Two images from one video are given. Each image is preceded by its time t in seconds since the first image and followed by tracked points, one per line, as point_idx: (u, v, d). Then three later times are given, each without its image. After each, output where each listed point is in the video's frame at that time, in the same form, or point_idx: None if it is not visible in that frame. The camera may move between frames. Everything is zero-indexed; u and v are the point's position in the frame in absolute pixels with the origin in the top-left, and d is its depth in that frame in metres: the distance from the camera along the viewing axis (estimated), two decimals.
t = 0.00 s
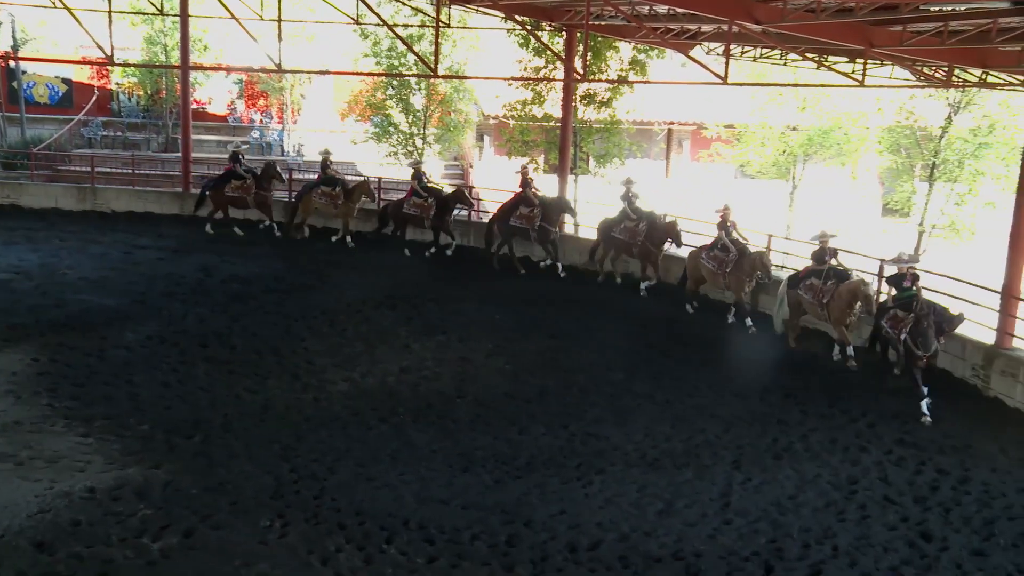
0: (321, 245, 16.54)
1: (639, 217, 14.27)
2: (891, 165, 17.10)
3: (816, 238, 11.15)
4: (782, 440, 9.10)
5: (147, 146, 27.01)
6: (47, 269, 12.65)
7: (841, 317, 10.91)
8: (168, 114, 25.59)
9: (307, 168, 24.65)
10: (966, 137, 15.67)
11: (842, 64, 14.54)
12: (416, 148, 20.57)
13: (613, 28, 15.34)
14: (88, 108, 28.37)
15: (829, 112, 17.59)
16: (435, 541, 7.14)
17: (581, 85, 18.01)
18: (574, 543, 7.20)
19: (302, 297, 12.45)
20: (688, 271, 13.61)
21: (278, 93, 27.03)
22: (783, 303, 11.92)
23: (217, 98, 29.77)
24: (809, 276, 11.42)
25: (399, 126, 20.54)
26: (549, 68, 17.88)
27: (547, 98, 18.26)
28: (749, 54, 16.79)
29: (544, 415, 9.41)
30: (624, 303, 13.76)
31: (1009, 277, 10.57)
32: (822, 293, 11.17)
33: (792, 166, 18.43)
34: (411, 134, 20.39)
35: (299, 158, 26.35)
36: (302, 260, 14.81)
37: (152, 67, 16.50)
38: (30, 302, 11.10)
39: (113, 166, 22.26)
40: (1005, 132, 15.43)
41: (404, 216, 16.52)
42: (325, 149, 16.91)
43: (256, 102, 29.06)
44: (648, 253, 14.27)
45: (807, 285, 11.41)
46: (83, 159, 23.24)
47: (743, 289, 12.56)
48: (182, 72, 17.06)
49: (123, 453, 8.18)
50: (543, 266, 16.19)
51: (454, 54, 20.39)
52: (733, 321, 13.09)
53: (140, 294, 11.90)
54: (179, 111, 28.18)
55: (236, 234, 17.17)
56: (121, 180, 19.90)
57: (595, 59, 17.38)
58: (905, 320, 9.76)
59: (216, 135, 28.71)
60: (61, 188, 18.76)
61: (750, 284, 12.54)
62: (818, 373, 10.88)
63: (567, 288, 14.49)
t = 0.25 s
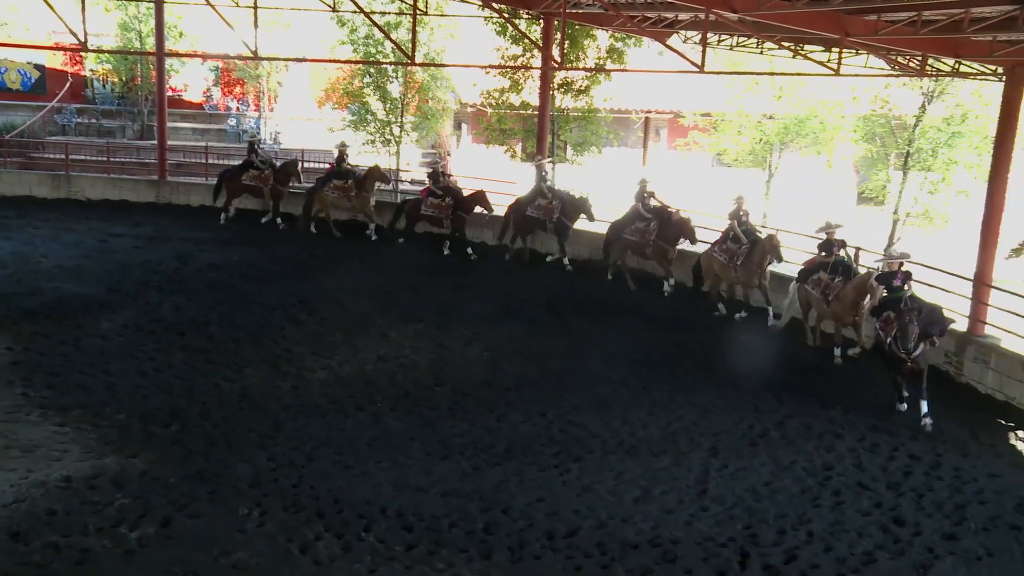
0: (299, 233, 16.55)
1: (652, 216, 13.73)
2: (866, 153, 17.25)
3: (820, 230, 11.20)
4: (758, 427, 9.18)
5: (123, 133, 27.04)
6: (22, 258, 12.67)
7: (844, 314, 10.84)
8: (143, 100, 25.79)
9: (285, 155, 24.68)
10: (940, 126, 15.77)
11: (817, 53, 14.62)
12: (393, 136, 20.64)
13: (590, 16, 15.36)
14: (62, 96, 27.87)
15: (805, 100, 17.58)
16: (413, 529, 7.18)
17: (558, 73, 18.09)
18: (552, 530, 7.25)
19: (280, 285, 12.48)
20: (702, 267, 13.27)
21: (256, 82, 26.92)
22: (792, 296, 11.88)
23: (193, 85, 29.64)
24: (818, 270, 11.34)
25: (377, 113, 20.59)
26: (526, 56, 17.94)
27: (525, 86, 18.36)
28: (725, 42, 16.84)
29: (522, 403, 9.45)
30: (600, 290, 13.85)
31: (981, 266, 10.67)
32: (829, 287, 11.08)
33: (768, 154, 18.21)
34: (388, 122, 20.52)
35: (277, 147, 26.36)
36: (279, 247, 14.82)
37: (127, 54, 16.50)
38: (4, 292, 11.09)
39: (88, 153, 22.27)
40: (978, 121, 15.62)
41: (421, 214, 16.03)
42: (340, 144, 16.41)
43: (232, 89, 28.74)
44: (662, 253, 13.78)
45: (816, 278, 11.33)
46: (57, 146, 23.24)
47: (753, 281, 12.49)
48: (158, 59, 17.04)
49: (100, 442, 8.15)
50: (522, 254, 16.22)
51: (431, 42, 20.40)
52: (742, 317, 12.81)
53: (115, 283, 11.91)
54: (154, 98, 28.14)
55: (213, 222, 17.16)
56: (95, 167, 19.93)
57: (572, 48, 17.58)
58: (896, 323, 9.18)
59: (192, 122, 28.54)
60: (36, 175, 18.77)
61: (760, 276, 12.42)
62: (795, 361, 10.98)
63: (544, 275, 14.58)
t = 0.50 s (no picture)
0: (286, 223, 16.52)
1: (669, 212, 13.26)
2: (852, 143, 17.17)
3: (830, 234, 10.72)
4: (745, 417, 9.21)
5: (108, 121, 27.06)
6: (7, 248, 12.65)
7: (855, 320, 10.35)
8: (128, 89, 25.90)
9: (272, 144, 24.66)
10: (926, 116, 15.85)
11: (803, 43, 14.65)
12: (381, 125, 20.67)
13: (577, 5, 15.34)
14: (45, 83, 27.28)
15: (792, 90, 17.46)
16: (401, 519, 7.18)
17: (545, 62, 18.08)
18: (539, 520, 7.27)
19: (267, 274, 12.47)
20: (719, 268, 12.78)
21: (241, 70, 27.01)
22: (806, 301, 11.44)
23: (179, 73, 29.02)
24: (828, 276, 10.87)
25: (364, 103, 20.57)
26: (513, 45, 17.96)
27: (512, 76, 18.40)
28: (712, 31, 16.83)
29: (510, 393, 9.47)
30: (587, 280, 13.88)
31: (965, 260, 10.71)
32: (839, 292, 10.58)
33: (756, 144, 18.26)
34: (375, 111, 20.54)
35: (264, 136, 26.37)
36: (266, 237, 14.80)
37: (111, 41, 16.44)
38: None
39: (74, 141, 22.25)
40: (963, 111, 15.78)
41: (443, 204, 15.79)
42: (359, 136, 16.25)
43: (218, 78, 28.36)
44: (679, 252, 13.26)
45: (826, 284, 10.86)
46: (42, 135, 23.21)
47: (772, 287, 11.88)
48: (143, 48, 16.99)
49: (86, 432, 8.13)
50: (509, 243, 16.23)
51: (418, 31, 20.39)
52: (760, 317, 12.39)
53: (102, 272, 11.89)
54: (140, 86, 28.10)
55: (199, 211, 17.13)
56: (80, 155, 19.92)
57: (559, 37, 17.67)
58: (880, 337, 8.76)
59: (177, 110, 28.57)
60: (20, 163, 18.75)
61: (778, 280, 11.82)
62: (782, 351, 11.02)
63: (531, 265, 14.61)
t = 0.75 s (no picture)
0: (284, 211, 16.52)
1: (698, 208, 12.98)
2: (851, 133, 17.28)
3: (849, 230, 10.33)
4: (743, 406, 9.22)
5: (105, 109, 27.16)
6: (4, 236, 12.68)
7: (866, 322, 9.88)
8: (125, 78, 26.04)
9: (270, 133, 24.68)
10: (925, 105, 15.88)
11: (802, 31, 14.63)
12: (379, 114, 20.66)
13: None
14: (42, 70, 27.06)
15: (791, 79, 17.40)
16: (400, 507, 7.19)
17: (544, 51, 18.09)
18: (537, 509, 7.27)
19: (265, 262, 12.47)
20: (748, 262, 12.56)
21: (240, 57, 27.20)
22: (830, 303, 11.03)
23: (177, 61, 28.88)
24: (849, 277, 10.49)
25: (363, 91, 20.55)
26: (512, 34, 17.97)
27: (511, 65, 18.42)
28: (710, 20, 16.81)
29: (508, 382, 9.48)
30: (585, 269, 13.89)
31: (964, 247, 10.72)
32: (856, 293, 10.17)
33: (754, 133, 18.30)
34: (373, 100, 20.50)
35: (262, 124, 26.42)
36: (264, 225, 14.81)
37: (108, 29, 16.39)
38: None
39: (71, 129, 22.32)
40: (962, 100, 15.78)
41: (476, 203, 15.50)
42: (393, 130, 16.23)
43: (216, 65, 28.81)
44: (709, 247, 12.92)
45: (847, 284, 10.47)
46: (40, 122, 23.29)
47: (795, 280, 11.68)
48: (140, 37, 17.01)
49: (85, 421, 8.13)
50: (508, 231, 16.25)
51: (416, 19, 20.38)
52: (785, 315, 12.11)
53: (100, 261, 11.90)
54: (138, 74, 28.14)
55: (197, 200, 17.15)
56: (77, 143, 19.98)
57: (558, 26, 17.66)
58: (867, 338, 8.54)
59: (175, 98, 28.53)
60: (17, 151, 18.82)
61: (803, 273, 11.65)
62: (780, 340, 11.04)
63: (529, 254, 14.62)
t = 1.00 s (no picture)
0: (285, 201, 16.51)
1: (727, 210, 12.73)
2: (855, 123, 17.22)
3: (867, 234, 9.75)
4: (745, 397, 9.22)
5: (108, 98, 27.25)
6: (7, 224, 12.70)
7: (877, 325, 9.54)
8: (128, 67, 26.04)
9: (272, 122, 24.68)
10: (929, 96, 15.66)
11: (805, 22, 14.58)
12: (382, 104, 20.63)
13: None
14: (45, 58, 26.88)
15: (795, 69, 17.51)
16: (402, 497, 7.20)
17: (547, 41, 18.06)
18: (539, 499, 7.28)
19: (267, 252, 12.48)
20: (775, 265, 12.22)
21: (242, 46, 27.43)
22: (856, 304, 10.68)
23: (179, 50, 28.61)
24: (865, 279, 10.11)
25: (366, 81, 20.53)
26: (515, 24, 17.95)
27: (514, 54, 18.39)
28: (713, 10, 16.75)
29: (510, 372, 9.49)
30: (588, 259, 13.88)
31: (968, 235, 10.71)
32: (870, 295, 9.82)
33: (757, 123, 18.46)
34: (376, 90, 20.42)
35: (264, 114, 26.44)
36: (266, 215, 14.80)
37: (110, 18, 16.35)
38: None
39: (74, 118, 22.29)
40: (967, 90, 15.54)
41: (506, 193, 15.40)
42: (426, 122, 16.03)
43: (219, 55, 29.10)
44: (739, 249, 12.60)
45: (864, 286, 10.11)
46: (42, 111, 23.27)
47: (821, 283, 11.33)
48: (143, 26, 16.98)
49: (87, 409, 8.15)
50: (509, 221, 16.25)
51: (420, 8, 20.34)
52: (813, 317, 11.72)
53: (102, 249, 11.91)
54: (140, 63, 28.12)
55: (199, 190, 17.15)
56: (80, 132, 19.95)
57: (561, 15, 17.68)
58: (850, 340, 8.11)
59: (179, 87, 28.13)
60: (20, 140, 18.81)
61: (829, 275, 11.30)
62: (782, 331, 11.05)
63: (531, 244, 14.62)
